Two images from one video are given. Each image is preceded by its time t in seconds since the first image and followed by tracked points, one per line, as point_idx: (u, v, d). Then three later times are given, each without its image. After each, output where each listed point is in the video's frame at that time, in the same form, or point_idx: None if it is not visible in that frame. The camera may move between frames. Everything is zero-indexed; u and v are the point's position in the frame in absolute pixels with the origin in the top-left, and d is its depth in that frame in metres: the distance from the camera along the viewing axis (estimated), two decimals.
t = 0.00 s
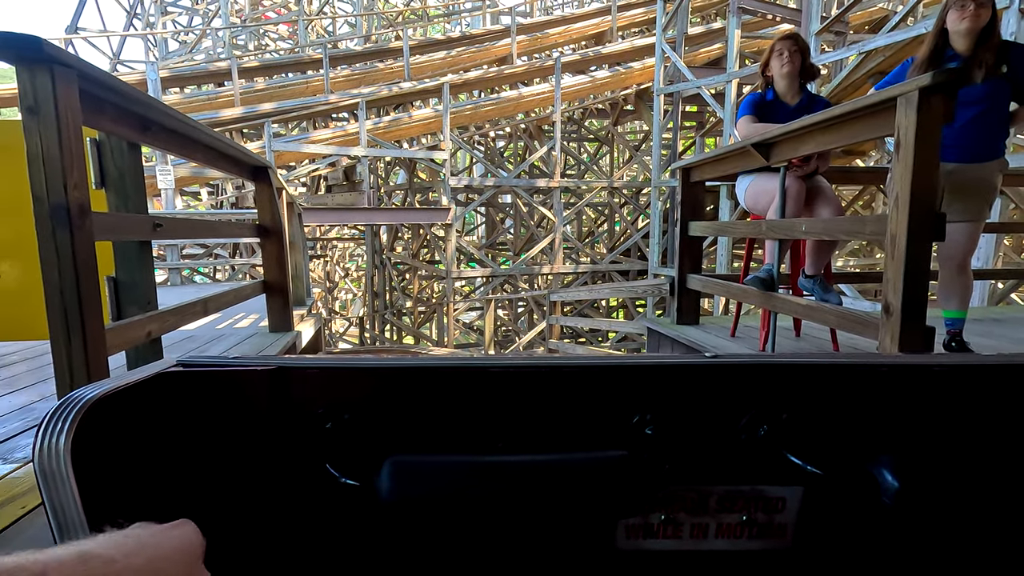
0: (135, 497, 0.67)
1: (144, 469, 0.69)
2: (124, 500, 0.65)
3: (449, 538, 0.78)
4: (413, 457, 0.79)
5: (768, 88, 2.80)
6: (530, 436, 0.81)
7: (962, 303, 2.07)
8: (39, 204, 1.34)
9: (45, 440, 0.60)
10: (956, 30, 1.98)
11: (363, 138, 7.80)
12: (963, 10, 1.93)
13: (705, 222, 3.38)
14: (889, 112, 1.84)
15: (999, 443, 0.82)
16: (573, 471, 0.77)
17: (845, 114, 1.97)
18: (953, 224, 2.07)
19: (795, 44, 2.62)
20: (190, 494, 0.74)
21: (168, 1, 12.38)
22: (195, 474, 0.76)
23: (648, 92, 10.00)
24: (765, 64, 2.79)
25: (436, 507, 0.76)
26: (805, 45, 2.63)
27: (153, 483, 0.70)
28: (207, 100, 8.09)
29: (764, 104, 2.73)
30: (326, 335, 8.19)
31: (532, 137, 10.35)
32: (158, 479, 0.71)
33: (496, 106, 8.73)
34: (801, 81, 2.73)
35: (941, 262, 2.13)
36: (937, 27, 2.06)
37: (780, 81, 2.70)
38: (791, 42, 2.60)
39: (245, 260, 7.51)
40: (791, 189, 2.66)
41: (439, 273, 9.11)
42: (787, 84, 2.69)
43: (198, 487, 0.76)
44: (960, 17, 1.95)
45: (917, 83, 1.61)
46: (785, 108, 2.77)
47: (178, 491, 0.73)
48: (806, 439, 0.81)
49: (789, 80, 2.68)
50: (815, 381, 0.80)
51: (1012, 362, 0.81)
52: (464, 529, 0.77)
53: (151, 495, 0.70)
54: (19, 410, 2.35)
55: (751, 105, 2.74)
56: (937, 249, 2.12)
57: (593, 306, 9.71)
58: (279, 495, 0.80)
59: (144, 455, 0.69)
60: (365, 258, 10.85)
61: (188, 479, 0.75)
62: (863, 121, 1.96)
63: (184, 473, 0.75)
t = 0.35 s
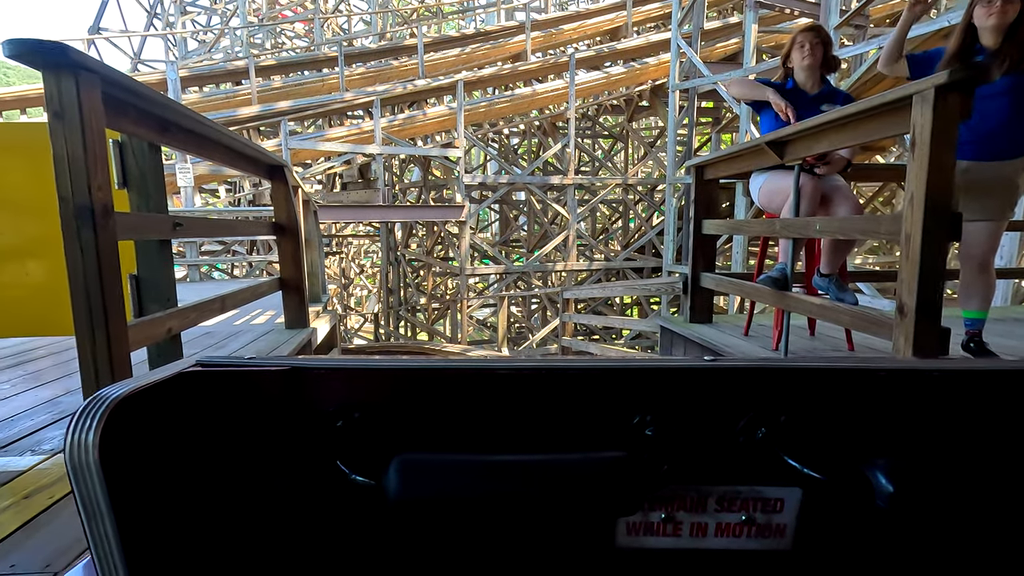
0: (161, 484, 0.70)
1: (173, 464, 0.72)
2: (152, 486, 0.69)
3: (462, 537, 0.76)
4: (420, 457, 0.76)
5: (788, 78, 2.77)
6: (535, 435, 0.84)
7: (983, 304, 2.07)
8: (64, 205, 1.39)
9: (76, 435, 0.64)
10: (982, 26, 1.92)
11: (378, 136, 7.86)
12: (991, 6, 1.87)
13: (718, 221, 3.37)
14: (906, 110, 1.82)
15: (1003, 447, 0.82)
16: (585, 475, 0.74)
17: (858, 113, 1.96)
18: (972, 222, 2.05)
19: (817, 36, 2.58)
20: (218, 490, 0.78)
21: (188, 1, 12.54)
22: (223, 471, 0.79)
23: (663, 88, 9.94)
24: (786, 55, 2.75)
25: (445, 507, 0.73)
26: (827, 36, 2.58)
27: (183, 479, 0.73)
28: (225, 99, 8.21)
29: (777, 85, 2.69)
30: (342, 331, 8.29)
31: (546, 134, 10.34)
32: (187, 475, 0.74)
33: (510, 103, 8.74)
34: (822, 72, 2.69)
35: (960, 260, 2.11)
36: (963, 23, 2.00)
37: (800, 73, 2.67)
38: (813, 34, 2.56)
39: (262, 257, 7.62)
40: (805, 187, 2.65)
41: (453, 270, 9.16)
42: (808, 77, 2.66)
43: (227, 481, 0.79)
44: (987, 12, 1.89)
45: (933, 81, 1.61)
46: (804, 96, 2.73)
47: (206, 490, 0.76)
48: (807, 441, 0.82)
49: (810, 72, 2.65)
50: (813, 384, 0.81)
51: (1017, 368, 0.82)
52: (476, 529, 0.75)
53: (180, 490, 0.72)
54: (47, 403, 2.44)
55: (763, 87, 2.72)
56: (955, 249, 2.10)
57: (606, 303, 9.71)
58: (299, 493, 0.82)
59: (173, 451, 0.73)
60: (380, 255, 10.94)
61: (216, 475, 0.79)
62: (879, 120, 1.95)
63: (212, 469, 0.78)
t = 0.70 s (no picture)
0: (168, 490, 0.69)
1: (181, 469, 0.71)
2: (159, 493, 0.67)
3: (470, 549, 0.74)
4: (432, 464, 0.74)
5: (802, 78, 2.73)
6: (550, 442, 0.82)
7: (1000, 307, 2.00)
8: (75, 207, 1.39)
9: (83, 440, 0.62)
10: (1002, 24, 1.89)
11: (386, 139, 7.87)
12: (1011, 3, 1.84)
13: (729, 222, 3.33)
14: (924, 109, 1.78)
15: None
16: (603, 481, 0.71)
17: (875, 113, 1.92)
18: (990, 224, 2.00)
19: (831, 35, 2.55)
20: (225, 497, 0.76)
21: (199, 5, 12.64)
22: (232, 477, 0.77)
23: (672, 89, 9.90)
24: (801, 55, 2.72)
25: (456, 515, 0.71)
26: (843, 35, 2.54)
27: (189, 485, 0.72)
28: (236, 102, 8.25)
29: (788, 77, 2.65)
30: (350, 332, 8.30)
31: (554, 136, 10.32)
32: (194, 480, 0.72)
33: (518, 105, 8.72)
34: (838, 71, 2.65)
35: (977, 263, 2.06)
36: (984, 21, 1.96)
37: (814, 72, 2.64)
38: (827, 32, 2.52)
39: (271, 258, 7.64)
40: (816, 189, 2.60)
41: (461, 272, 9.16)
42: (822, 76, 2.62)
43: (235, 487, 0.77)
44: (1007, 10, 1.86)
45: (952, 79, 1.57)
46: (817, 91, 2.61)
47: (212, 496, 0.74)
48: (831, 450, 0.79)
49: (824, 72, 2.60)
50: (838, 391, 0.79)
51: None
52: (485, 540, 0.72)
53: (188, 496, 0.71)
54: (58, 404, 2.44)
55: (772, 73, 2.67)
56: (972, 251, 2.05)
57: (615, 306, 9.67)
58: (305, 499, 0.81)
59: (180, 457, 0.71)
60: (388, 257, 10.97)
61: (224, 481, 0.76)
62: (896, 119, 1.91)
63: (223, 474, 0.76)
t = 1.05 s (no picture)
0: (165, 500, 0.67)
1: (178, 478, 0.69)
2: (156, 503, 0.66)
3: (473, 561, 0.72)
4: (438, 474, 0.72)
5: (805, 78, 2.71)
6: (556, 450, 0.80)
7: (1002, 309, 1.98)
8: (74, 208, 1.37)
9: (77, 450, 0.60)
10: (1001, 25, 1.87)
11: (387, 140, 7.85)
12: (1010, 4, 1.81)
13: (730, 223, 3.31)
14: (929, 109, 1.76)
15: None
16: (613, 489, 0.69)
17: (880, 114, 1.90)
18: (994, 225, 1.98)
19: (833, 36, 2.54)
20: (226, 509, 0.74)
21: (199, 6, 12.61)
22: (231, 485, 0.75)
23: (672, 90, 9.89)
24: (803, 55, 2.70)
25: (462, 525, 0.69)
26: (845, 36, 2.53)
27: (186, 494, 0.70)
28: (236, 103, 8.24)
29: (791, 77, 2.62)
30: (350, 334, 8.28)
31: (554, 137, 10.30)
32: (191, 488, 0.70)
33: (519, 106, 8.71)
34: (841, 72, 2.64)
35: (980, 264, 2.04)
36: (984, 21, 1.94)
37: (817, 73, 2.62)
38: (830, 33, 2.51)
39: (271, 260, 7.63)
40: (818, 190, 2.58)
41: (461, 273, 9.14)
42: (825, 77, 2.60)
43: (234, 497, 0.75)
44: (1006, 12, 1.84)
45: (956, 80, 1.55)
46: (821, 90, 2.60)
47: (210, 505, 0.73)
48: (844, 458, 0.77)
49: (828, 72, 2.59)
50: (850, 397, 0.77)
51: None
52: (491, 552, 0.70)
53: (185, 506, 0.69)
54: (57, 406, 2.42)
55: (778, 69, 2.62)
56: (975, 252, 2.03)
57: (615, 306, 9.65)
58: (308, 509, 0.80)
59: (178, 465, 0.69)
60: (388, 258, 10.95)
61: (225, 491, 0.75)
62: (900, 120, 1.89)
63: (222, 482, 0.75)
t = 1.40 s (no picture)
0: (175, 510, 0.67)
1: (192, 486, 0.70)
2: (166, 514, 0.66)
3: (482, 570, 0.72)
4: (448, 483, 0.72)
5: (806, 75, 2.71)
6: (565, 457, 0.81)
7: (997, 307, 2.00)
8: (73, 207, 1.37)
9: (91, 463, 0.60)
10: (996, 25, 1.87)
11: (383, 135, 7.83)
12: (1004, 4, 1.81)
13: (728, 220, 3.32)
14: (929, 109, 1.77)
15: None
16: (623, 498, 0.70)
17: (880, 113, 1.90)
18: (989, 225, 1.99)
19: (833, 34, 2.54)
20: (236, 516, 0.75)
21: None
22: (240, 490, 0.76)
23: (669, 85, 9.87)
24: (803, 52, 2.70)
25: (474, 532, 0.69)
26: (846, 33, 2.53)
27: (200, 502, 0.71)
28: (231, 98, 8.19)
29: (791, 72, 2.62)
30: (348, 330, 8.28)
31: (551, 132, 10.28)
32: (205, 496, 0.71)
33: (516, 101, 8.68)
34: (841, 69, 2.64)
35: (976, 264, 2.05)
36: (978, 21, 1.94)
37: (817, 70, 2.62)
38: (830, 31, 2.51)
39: (268, 255, 7.61)
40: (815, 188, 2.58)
41: (458, 269, 9.14)
42: (825, 74, 2.61)
43: (243, 505, 0.75)
44: (1000, 11, 1.84)
45: (958, 81, 1.55)
46: (822, 87, 2.60)
47: (221, 514, 0.73)
48: (849, 465, 0.78)
49: (827, 70, 2.59)
50: (858, 405, 0.77)
51: None
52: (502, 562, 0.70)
53: (196, 515, 0.70)
54: (55, 405, 2.42)
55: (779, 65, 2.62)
56: (971, 251, 2.04)
57: (612, 302, 9.68)
58: (316, 515, 0.80)
59: (192, 473, 0.70)
60: (385, 254, 10.94)
61: (233, 499, 0.75)
62: (898, 120, 1.90)
63: (233, 489, 0.75)
